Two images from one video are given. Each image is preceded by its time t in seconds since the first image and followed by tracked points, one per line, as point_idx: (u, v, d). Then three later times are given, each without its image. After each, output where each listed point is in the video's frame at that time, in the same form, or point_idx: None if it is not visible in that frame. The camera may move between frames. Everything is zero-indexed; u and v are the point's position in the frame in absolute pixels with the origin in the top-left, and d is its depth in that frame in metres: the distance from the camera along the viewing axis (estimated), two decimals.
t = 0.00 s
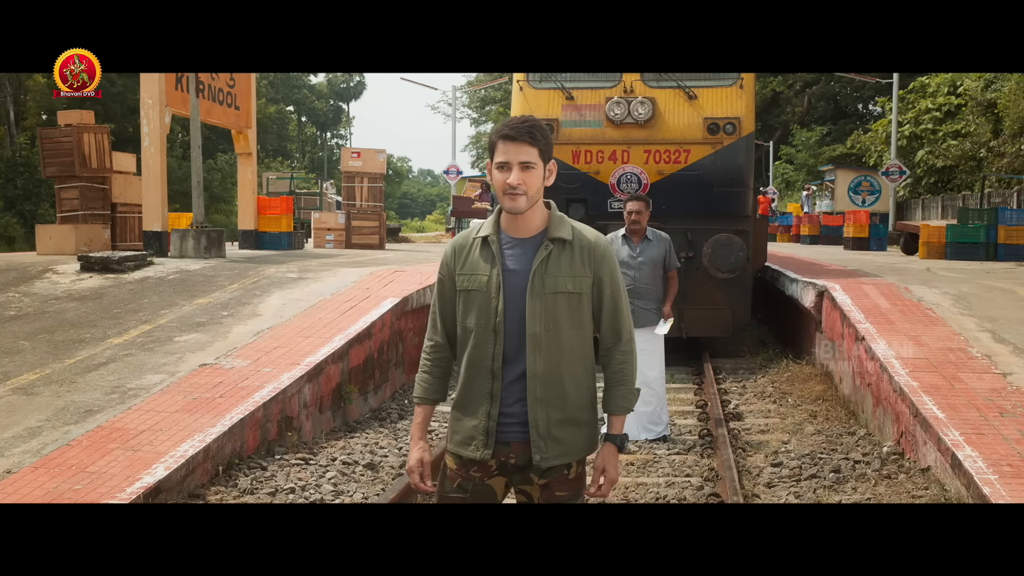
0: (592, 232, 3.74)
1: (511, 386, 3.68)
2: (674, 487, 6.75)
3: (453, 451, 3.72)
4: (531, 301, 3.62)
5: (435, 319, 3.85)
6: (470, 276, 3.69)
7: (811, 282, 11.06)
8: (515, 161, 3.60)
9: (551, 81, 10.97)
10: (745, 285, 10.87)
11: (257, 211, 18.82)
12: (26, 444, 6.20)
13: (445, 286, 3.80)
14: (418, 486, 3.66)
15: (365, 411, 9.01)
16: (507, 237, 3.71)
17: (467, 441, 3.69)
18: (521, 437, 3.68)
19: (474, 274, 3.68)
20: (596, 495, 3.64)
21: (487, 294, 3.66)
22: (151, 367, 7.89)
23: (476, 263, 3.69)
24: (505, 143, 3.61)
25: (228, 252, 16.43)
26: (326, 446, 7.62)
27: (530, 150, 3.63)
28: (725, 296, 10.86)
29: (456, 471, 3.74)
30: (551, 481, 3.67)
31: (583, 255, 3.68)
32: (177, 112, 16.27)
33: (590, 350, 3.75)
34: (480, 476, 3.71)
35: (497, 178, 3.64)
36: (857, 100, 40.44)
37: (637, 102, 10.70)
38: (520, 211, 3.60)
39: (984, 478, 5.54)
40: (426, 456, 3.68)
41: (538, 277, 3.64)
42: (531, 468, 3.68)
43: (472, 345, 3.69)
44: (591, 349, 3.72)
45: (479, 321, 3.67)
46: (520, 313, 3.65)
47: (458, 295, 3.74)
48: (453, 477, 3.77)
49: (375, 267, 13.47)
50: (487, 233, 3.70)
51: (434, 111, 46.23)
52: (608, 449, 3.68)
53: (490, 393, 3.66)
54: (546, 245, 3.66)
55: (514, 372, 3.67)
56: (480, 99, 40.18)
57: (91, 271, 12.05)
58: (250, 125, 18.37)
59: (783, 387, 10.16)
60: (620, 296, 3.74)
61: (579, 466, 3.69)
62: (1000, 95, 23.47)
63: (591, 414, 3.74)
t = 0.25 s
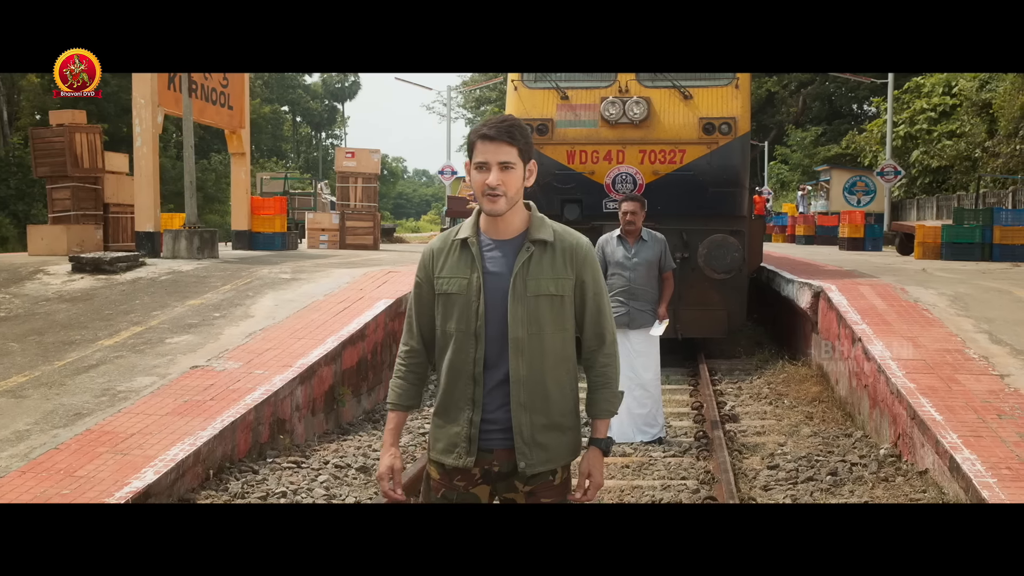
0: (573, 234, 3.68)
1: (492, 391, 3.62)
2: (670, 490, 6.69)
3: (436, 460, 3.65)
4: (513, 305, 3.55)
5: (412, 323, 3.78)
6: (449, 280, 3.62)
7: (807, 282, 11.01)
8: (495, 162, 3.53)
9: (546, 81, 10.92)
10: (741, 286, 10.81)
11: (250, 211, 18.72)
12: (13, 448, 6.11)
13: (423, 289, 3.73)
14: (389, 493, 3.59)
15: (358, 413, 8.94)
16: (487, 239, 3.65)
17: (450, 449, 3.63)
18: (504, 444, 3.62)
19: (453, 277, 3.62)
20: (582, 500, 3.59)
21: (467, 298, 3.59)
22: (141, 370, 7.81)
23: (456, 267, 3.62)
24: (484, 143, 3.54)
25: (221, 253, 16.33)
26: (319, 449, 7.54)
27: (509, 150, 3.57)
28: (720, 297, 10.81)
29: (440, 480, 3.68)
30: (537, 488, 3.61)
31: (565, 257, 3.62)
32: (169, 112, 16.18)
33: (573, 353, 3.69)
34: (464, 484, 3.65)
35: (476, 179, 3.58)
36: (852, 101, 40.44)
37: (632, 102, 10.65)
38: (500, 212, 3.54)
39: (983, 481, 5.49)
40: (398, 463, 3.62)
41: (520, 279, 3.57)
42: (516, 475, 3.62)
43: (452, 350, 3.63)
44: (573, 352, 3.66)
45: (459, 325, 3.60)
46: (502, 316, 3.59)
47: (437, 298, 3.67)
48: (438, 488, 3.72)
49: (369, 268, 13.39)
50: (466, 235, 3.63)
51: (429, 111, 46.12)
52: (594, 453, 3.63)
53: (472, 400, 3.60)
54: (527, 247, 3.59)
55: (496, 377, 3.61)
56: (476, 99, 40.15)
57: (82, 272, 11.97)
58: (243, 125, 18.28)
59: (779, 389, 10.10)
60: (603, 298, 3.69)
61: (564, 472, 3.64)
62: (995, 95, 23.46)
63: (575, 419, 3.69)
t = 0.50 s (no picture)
0: (557, 236, 3.63)
1: (476, 397, 3.55)
2: (666, 494, 6.62)
3: (420, 467, 3.58)
4: (497, 308, 3.49)
5: (392, 328, 3.70)
6: (431, 283, 3.55)
7: (804, 283, 10.95)
8: (477, 162, 3.47)
9: (541, 81, 10.85)
10: (737, 287, 10.75)
11: (244, 212, 18.63)
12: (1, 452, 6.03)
13: (403, 293, 3.66)
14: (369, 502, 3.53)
15: (352, 416, 8.86)
16: (469, 242, 3.59)
17: (434, 456, 3.56)
18: (489, 450, 3.56)
19: (435, 281, 3.55)
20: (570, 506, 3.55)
21: (450, 302, 3.53)
22: (131, 372, 7.72)
23: (438, 270, 3.56)
24: (465, 143, 3.48)
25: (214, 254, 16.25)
26: (311, 452, 7.46)
27: (492, 150, 3.52)
28: (716, 299, 10.74)
29: (424, 487, 3.61)
30: (523, 495, 3.56)
31: (550, 259, 3.57)
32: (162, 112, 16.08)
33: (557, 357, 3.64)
34: (447, 492, 3.58)
35: (457, 180, 3.53)
36: (847, 101, 40.44)
37: (628, 102, 10.58)
38: (482, 214, 3.48)
39: (982, 485, 5.43)
40: (378, 471, 3.56)
41: (504, 282, 3.52)
42: (501, 482, 3.57)
43: (433, 355, 3.56)
44: (558, 357, 3.61)
45: (442, 330, 3.54)
46: (485, 320, 3.53)
47: (418, 302, 3.60)
48: (422, 496, 3.65)
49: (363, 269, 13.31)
50: (448, 237, 3.57)
51: (424, 111, 46.04)
52: (580, 459, 3.59)
53: (455, 406, 3.53)
54: (511, 249, 3.53)
55: (479, 382, 3.55)
56: (471, 100, 40.11)
57: (74, 274, 11.87)
58: (236, 125, 18.19)
59: (775, 391, 10.04)
60: (587, 301, 3.65)
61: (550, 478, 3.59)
62: (991, 95, 23.44)
63: (559, 424, 3.64)
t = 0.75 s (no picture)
0: (546, 237, 3.58)
1: (465, 403, 3.50)
2: (663, 498, 6.56)
3: (408, 475, 3.52)
4: (485, 312, 3.44)
5: (377, 333, 3.64)
6: (418, 287, 3.49)
7: (802, 284, 10.90)
8: (462, 163, 3.42)
9: (538, 81, 10.78)
10: (735, 288, 10.68)
11: (239, 213, 18.54)
12: None
13: (388, 298, 3.60)
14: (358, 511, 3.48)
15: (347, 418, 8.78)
16: (456, 244, 3.54)
17: (422, 464, 3.50)
18: (479, 458, 3.50)
19: (421, 285, 3.49)
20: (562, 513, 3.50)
21: (437, 306, 3.47)
22: (124, 375, 7.64)
23: (424, 273, 3.50)
24: (450, 144, 3.44)
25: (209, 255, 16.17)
26: (305, 455, 7.39)
27: (477, 150, 3.48)
28: (713, 299, 10.68)
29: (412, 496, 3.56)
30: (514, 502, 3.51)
31: (539, 261, 3.51)
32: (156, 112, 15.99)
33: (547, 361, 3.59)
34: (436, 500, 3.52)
35: (443, 181, 3.48)
36: (844, 101, 40.40)
37: (625, 102, 10.49)
38: (468, 216, 3.43)
39: (985, 491, 5.37)
40: (365, 480, 3.50)
41: (492, 286, 3.46)
42: (492, 489, 3.51)
43: (420, 361, 3.50)
44: (548, 361, 3.56)
45: (429, 335, 3.48)
46: (473, 325, 3.48)
47: (404, 307, 3.54)
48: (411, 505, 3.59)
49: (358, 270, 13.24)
50: (434, 240, 3.51)
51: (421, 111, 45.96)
52: (572, 464, 3.53)
53: (444, 412, 3.47)
54: (499, 252, 3.48)
55: (468, 387, 3.49)
56: (468, 100, 40.09)
57: (67, 275, 11.79)
58: (231, 125, 18.11)
59: (773, 392, 9.97)
60: (577, 303, 3.59)
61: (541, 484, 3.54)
62: (988, 96, 23.41)
63: (550, 430, 3.59)
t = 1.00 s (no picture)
0: (539, 240, 3.53)
1: (458, 410, 3.45)
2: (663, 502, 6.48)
3: (400, 485, 3.47)
4: (478, 317, 3.39)
5: (367, 340, 3.59)
6: (409, 292, 3.45)
7: (801, 286, 10.83)
8: (451, 164, 3.38)
9: (536, 81, 10.71)
10: (734, 290, 10.61)
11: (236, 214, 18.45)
12: None
13: (379, 303, 3.55)
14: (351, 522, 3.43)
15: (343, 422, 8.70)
16: (447, 247, 3.49)
17: (415, 473, 3.45)
18: (473, 466, 3.45)
19: (412, 290, 3.45)
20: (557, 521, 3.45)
21: (428, 311, 3.42)
22: (117, 377, 7.56)
23: (415, 277, 3.45)
24: (439, 145, 3.39)
25: (205, 256, 16.08)
26: (301, 459, 7.31)
27: (467, 151, 3.41)
28: (713, 300, 10.61)
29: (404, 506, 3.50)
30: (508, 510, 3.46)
31: (532, 264, 3.47)
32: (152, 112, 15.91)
33: (542, 366, 3.54)
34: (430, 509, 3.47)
35: (432, 183, 3.43)
36: (842, 102, 40.34)
37: (623, 102, 10.42)
38: (458, 218, 3.39)
39: (989, 495, 5.29)
40: (356, 490, 3.45)
41: (485, 290, 3.42)
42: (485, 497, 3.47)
43: (412, 368, 3.45)
44: (542, 366, 3.51)
45: (420, 341, 3.43)
46: (465, 330, 3.43)
47: (395, 313, 3.49)
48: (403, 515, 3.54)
49: (355, 271, 13.16)
50: (424, 244, 3.46)
51: (419, 111, 45.87)
52: (568, 471, 3.47)
53: (436, 419, 3.42)
54: (491, 255, 3.43)
55: (461, 394, 3.44)
56: (466, 100, 40.01)
57: (62, 276, 11.70)
58: (228, 126, 18.03)
59: (773, 394, 9.90)
60: (571, 307, 3.55)
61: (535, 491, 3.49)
62: (987, 96, 23.35)
63: (545, 436, 3.54)
